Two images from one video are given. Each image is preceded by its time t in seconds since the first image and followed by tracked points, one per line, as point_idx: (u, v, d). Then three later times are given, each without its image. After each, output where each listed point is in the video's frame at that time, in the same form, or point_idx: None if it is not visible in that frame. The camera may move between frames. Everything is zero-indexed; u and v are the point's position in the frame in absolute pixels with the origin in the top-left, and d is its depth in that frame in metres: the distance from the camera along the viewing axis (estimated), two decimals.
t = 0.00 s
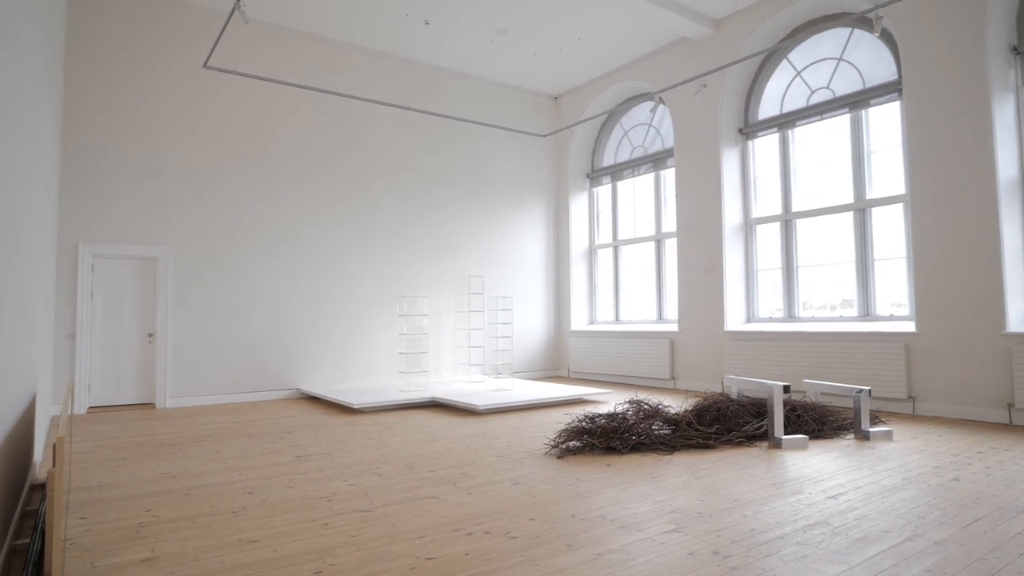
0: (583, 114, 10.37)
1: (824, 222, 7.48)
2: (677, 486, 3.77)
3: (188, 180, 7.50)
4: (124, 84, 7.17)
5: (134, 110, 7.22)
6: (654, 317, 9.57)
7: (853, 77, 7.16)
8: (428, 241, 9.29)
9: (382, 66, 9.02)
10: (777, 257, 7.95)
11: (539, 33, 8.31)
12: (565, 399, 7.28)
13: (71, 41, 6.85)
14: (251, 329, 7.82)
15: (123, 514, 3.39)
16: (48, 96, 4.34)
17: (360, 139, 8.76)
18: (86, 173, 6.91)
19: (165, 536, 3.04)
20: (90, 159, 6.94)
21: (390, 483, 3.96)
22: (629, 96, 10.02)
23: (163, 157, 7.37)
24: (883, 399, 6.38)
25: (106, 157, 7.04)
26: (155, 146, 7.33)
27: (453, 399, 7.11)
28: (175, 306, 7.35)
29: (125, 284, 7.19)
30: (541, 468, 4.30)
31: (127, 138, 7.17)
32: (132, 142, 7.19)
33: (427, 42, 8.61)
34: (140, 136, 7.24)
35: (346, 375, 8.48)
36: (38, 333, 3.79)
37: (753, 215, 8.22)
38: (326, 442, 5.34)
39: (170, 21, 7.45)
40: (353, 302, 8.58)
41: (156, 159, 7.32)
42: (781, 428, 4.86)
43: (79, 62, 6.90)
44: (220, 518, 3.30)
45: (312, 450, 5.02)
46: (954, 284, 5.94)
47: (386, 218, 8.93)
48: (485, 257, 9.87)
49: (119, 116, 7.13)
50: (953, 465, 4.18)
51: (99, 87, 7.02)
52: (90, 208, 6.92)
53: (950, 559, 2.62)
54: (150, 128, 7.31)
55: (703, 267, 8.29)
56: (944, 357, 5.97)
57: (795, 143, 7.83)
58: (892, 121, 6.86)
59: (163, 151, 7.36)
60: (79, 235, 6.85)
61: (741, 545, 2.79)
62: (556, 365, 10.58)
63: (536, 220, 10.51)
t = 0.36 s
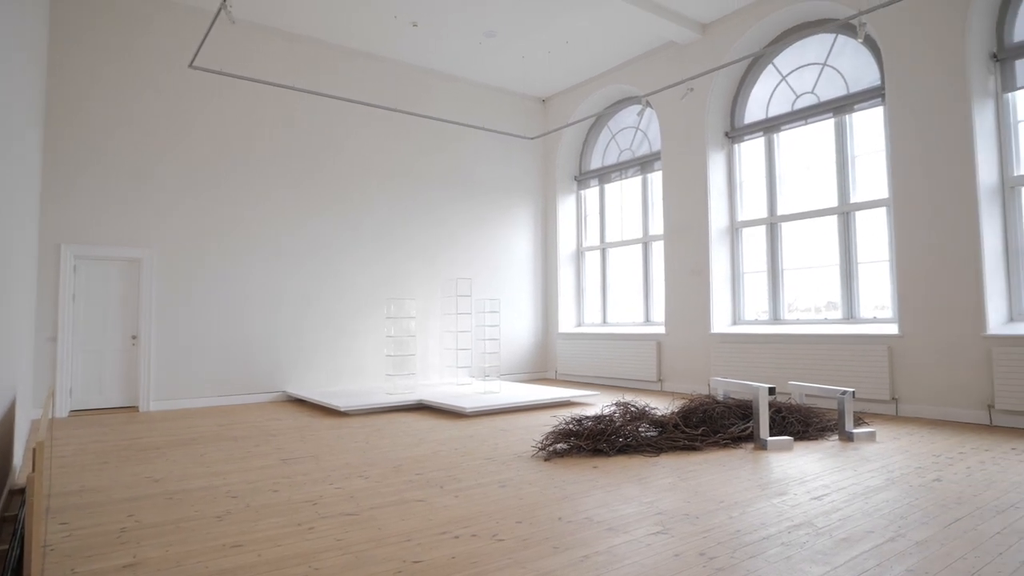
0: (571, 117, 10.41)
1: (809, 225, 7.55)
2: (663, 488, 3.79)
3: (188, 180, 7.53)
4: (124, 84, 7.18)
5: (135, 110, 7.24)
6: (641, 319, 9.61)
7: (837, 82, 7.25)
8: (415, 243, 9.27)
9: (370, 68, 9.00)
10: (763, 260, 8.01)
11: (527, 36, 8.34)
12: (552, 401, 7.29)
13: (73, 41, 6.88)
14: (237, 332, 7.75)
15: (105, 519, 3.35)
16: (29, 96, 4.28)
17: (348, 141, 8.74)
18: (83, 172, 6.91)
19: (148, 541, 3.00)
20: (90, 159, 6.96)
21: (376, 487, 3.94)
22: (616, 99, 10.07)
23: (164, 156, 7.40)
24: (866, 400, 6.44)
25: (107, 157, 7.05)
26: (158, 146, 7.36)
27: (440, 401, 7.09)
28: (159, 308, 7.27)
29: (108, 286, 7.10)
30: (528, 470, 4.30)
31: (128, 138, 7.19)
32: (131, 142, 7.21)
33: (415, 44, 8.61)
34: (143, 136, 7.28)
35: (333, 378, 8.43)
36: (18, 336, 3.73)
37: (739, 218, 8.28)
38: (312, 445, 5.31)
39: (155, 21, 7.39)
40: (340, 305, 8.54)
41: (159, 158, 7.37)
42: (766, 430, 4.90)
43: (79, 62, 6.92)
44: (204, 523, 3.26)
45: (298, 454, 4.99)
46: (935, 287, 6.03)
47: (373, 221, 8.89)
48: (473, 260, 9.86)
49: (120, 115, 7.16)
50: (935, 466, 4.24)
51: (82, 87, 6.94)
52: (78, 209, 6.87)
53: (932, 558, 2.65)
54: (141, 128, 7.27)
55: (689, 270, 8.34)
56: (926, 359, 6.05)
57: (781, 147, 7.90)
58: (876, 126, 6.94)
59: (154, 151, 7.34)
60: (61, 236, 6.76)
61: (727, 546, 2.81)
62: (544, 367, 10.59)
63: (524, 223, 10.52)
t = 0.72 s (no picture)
0: (557, 119, 10.44)
1: (791, 228, 7.63)
2: (647, 489, 3.81)
3: (174, 181, 7.48)
4: (124, 84, 7.21)
5: (120, 109, 7.18)
6: (626, 321, 9.65)
7: (820, 87, 7.34)
8: (400, 245, 9.24)
9: (356, 69, 8.96)
10: (746, 263, 8.09)
11: (513, 38, 8.35)
12: (537, 403, 7.30)
13: (66, 41, 6.88)
14: (220, 334, 7.68)
15: (83, 524, 3.30)
16: (6, 94, 4.21)
17: (333, 142, 8.70)
18: (82, 173, 6.93)
19: (127, 546, 2.97)
20: (84, 158, 6.95)
21: (360, 489, 3.92)
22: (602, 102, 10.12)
23: (163, 155, 7.43)
24: (847, 402, 6.52)
25: (109, 157, 7.09)
26: (161, 144, 7.42)
27: (426, 403, 7.07)
28: (140, 310, 7.18)
29: (88, 287, 7.01)
30: (513, 472, 4.30)
31: (131, 138, 7.24)
32: (118, 142, 7.16)
33: (401, 45, 8.59)
34: (146, 135, 7.33)
35: (318, 380, 8.38)
36: None
37: (723, 221, 8.35)
38: (295, 448, 5.27)
39: (137, 19, 7.31)
40: (324, 307, 8.49)
41: (161, 156, 7.41)
42: (749, 431, 4.94)
43: (72, 62, 6.91)
44: (185, 527, 3.23)
45: (282, 457, 4.95)
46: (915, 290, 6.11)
47: (358, 223, 8.85)
48: (459, 261, 9.85)
49: (116, 114, 7.15)
50: (914, 466, 4.30)
51: (62, 86, 6.85)
52: (61, 209, 6.79)
53: (911, 557, 2.69)
54: (128, 128, 7.23)
55: (674, 272, 8.39)
56: (906, 360, 6.14)
57: (764, 150, 7.98)
58: (857, 130, 7.04)
59: (139, 150, 7.28)
60: (40, 236, 6.67)
61: (710, 547, 2.83)
62: (529, 369, 10.60)
63: (510, 225, 10.53)
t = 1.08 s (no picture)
0: (542, 121, 10.46)
1: (774, 231, 7.71)
2: (631, 490, 3.82)
3: (155, 180, 7.39)
4: (104, 82, 7.12)
5: (100, 107, 7.09)
6: (611, 322, 9.70)
7: (802, 91, 7.43)
8: (384, 246, 9.19)
9: (341, 69, 8.91)
10: (729, 265, 8.15)
11: (499, 40, 8.36)
12: (522, 404, 7.30)
13: (44, 38, 6.77)
14: (202, 335, 7.60)
15: (60, 528, 3.25)
16: None
17: (318, 142, 8.64)
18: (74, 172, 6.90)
19: (106, 550, 2.92)
20: (62, 157, 6.84)
21: (343, 492, 3.90)
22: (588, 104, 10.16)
23: (160, 155, 7.44)
24: (829, 402, 6.59)
25: (101, 155, 7.06)
26: (157, 143, 7.42)
27: (410, 405, 7.04)
28: (120, 311, 7.08)
29: (66, 288, 6.91)
30: (497, 473, 4.30)
31: (128, 138, 7.24)
32: (98, 140, 7.06)
33: (386, 46, 8.55)
34: (141, 135, 7.33)
35: (302, 382, 8.32)
36: None
37: (707, 223, 8.41)
38: (278, 450, 5.22)
39: (117, 16, 7.21)
40: (308, 308, 8.42)
41: (157, 156, 7.42)
42: (732, 432, 4.98)
43: (51, 59, 6.81)
44: (166, 531, 3.19)
45: (264, 459, 4.91)
46: (895, 292, 6.20)
47: (341, 223, 8.79)
48: (444, 262, 9.83)
49: (96, 112, 7.06)
50: (893, 466, 4.36)
51: (40, 83, 6.74)
52: (43, 208, 6.71)
53: (890, 556, 2.72)
54: (108, 126, 7.13)
55: (659, 274, 8.43)
56: (886, 362, 6.22)
57: (747, 154, 8.05)
58: (838, 135, 7.14)
59: (122, 149, 7.19)
60: (17, 236, 6.57)
61: (693, 547, 2.84)
62: (514, 370, 10.60)
63: (495, 227, 10.52)
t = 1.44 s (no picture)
0: (528, 123, 10.47)
1: (757, 234, 7.78)
2: (616, 491, 3.83)
3: (136, 180, 7.29)
4: (85, 80, 7.03)
5: (80, 106, 6.99)
6: (596, 324, 9.73)
7: (785, 96, 7.51)
8: (368, 246, 9.13)
9: (326, 69, 8.87)
10: (713, 267, 8.22)
11: (486, 41, 8.36)
12: (508, 406, 7.29)
13: (23, 34, 6.67)
14: (184, 337, 7.51)
15: (36, 533, 3.19)
16: None
17: (302, 142, 8.58)
18: (69, 171, 6.88)
19: (83, 556, 2.87)
20: (41, 156, 6.74)
21: (327, 495, 3.86)
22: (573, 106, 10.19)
23: (158, 155, 7.45)
24: (811, 404, 6.66)
25: (97, 155, 7.06)
26: (155, 144, 7.44)
27: (395, 407, 7.01)
28: (100, 312, 6.98)
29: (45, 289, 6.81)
30: (482, 475, 4.29)
31: (128, 137, 7.27)
32: (77, 139, 6.95)
33: (372, 46, 8.52)
34: (140, 135, 7.34)
35: (285, 384, 8.24)
36: None
37: (691, 226, 8.47)
38: (261, 453, 5.17)
39: (98, 13, 7.12)
40: (291, 309, 8.35)
41: (155, 156, 7.43)
42: (716, 433, 5.01)
43: (30, 56, 6.70)
44: (145, 535, 3.14)
45: (247, 462, 4.85)
46: (875, 295, 6.28)
47: (325, 224, 8.73)
48: (429, 264, 9.79)
49: (76, 111, 6.96)
50: (874, 466, 4.41)
51: (19, 80, 6.64)
52: (25, 207, 6.63)
53: (870, 556, 2.75)
54: (88, 124, 7.03)
55: (644, 276, 8.46)
56: (867, 363, 6.30)
57: (731, 157, 8.13)
58: (820, 139, 7.23)
59: (103, 148, 7.10)
60: None
61: (677, 548, 2.86)
62: (499, 372, 10.59)
63: (480, 228, 10.51)
